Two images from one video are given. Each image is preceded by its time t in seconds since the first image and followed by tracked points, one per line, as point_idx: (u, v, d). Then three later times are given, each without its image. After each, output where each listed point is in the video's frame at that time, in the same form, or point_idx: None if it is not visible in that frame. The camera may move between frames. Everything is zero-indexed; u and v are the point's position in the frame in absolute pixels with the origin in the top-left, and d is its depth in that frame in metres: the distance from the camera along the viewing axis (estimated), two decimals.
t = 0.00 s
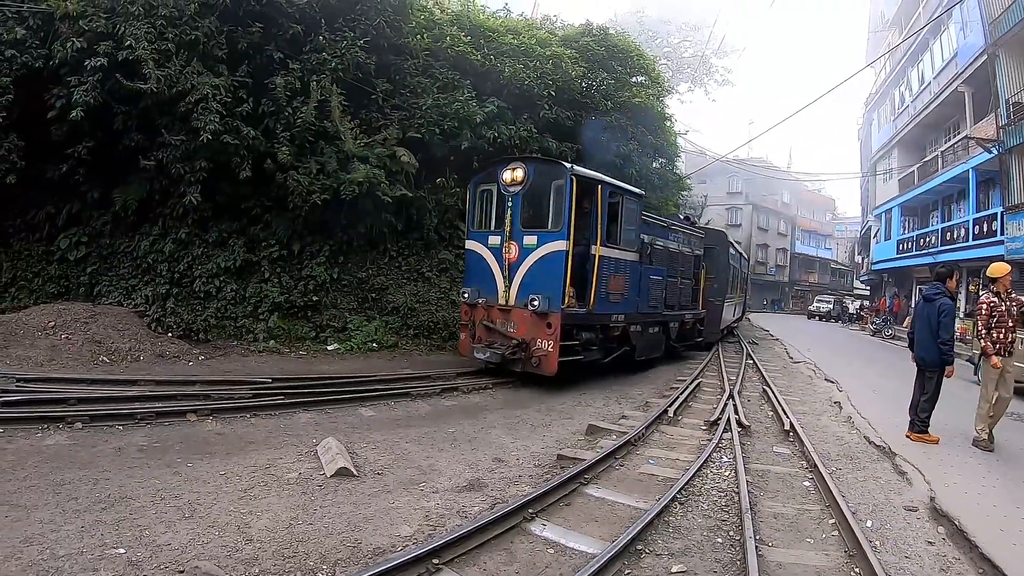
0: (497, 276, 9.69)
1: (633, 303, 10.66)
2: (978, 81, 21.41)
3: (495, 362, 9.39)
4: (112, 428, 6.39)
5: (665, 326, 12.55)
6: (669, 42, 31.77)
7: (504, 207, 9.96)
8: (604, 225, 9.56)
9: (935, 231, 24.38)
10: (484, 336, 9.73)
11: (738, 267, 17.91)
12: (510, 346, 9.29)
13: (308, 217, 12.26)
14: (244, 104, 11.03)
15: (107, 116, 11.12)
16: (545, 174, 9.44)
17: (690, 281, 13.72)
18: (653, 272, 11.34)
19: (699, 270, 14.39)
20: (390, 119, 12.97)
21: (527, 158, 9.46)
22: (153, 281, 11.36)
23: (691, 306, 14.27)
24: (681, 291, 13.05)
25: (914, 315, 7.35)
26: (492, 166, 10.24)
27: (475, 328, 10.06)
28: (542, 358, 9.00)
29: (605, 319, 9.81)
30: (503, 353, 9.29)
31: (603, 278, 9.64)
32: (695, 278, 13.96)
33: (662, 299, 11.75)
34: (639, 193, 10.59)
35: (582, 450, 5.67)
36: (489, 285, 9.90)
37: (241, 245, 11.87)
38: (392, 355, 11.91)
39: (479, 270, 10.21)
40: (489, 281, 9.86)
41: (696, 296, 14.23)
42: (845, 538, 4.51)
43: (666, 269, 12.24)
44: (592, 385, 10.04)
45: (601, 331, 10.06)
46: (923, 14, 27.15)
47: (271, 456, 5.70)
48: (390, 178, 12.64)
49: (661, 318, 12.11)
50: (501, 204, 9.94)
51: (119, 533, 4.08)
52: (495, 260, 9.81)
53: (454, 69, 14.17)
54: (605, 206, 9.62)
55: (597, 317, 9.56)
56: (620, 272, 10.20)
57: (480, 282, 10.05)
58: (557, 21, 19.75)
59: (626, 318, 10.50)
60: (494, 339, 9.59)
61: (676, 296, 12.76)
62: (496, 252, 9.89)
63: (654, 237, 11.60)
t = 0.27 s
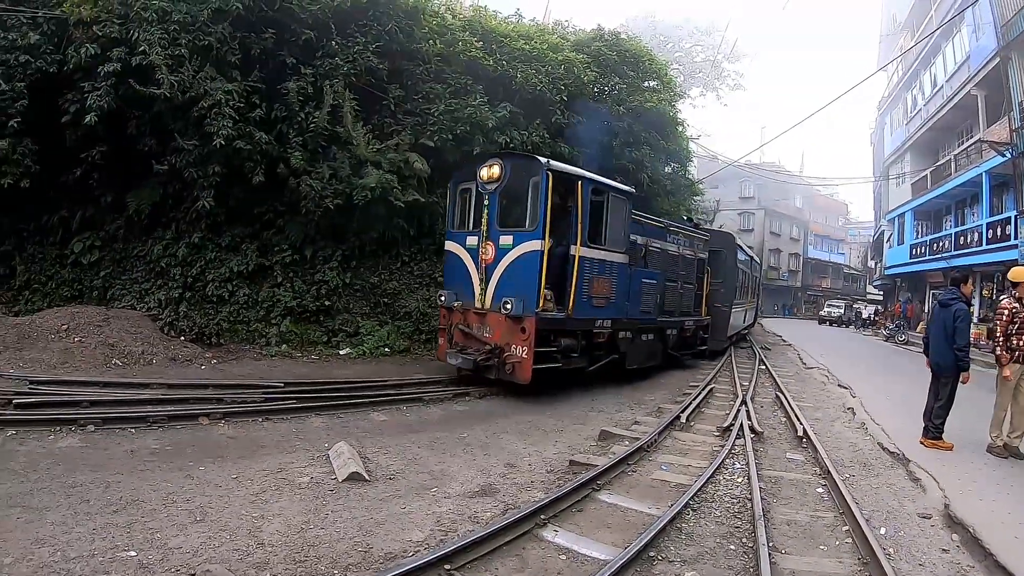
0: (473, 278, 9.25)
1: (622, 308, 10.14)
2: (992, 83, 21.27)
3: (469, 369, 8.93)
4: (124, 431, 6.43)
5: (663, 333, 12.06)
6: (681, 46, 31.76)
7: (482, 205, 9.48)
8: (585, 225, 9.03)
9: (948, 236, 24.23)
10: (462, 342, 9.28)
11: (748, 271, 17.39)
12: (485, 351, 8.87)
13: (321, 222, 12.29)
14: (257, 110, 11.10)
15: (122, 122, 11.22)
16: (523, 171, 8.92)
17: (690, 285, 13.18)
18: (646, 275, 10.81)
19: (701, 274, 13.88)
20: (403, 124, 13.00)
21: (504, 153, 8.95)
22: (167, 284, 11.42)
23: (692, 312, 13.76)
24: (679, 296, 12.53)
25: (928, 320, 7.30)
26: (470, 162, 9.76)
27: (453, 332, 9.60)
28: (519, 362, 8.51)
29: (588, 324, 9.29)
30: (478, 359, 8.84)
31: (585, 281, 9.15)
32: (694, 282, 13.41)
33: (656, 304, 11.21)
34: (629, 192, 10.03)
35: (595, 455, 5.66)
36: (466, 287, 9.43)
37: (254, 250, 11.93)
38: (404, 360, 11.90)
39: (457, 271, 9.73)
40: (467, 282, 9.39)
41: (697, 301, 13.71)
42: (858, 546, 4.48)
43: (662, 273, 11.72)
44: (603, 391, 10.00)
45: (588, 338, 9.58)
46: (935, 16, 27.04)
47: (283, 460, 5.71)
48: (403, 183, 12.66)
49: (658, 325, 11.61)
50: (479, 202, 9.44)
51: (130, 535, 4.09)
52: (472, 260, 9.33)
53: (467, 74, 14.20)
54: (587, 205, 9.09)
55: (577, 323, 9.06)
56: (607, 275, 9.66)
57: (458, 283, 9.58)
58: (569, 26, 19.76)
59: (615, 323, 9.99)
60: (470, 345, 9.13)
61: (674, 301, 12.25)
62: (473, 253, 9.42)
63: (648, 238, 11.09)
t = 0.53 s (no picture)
0: (455, 280, 8.87)
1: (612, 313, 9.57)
2: (1005, 86, 21.13)
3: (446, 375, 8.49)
4: (137, 434, 6.46)
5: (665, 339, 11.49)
6: (693, 51, 31.75)
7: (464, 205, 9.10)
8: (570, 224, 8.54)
9: (962, 240, 24.06)
10: (441, 347, 8.84)
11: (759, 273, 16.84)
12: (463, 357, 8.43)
13: (334, 227, 12.31)
14: (270, 115, 11.19)
15: (135, 126, 11.30)
16: (504, 167, 8.52)
17: (691, 290, 12.59)
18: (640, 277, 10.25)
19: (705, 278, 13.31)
20: (416, 129, 13.00)
21: (485, 149, 8.57)
22: (179, 288, 11.46)
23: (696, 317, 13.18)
24: (680, 302, 11.94)
25: (944, 325, 7.26)
26: (454, 161, 9.40)
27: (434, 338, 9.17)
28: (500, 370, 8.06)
29: (572, 330, 8.75)
30: (457, 367, 8.41)
31: (570, 284, 8.64)
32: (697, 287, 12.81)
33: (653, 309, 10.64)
34: (620, 190, 9.52)
35: (608, 462, 5.63)
36: (447, 290, 9.04)
37: (267, 254, 11.96)
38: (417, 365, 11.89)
39: (439, 274, 9.36)
40: (448, 285, 9.00)
41: (701, 306, 13.14)
42: (874, 553, 4.44)
43: (660, 276, 11.15)
44: (616, 397, 9.94)
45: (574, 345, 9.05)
46: (948, 19, 26.89)
47: (296, 465, 5.71)
48: (417, 188, 12.66)
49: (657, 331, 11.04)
50: (461, 201, 9.07)
51: (142, 539, 4.10)
52: (453, 262, 8.95)
53: (479, 79, 14.21)
54: (573, 203, 8.60)
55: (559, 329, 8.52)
56: (595, 278, 9.11)
57: (439, 286, 9.20)
58: (581, 31, 19.76)
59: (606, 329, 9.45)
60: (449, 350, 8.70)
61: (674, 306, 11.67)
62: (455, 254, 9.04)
63: (642, 239, 10.57)
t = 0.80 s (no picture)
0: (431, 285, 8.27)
1: (604, 322, 8.81)
2: None
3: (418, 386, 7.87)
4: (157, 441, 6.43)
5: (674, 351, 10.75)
6: (713, 59, 31.66)
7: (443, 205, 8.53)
8: (552, 224, 7.85)
9: (985, 249, 23.76)
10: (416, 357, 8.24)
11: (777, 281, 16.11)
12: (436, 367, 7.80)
13: (356, 235, 12.29)
14: (292, 121, 11.18)
15: (158, 132, 11.34)
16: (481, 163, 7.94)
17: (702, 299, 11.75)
18: (637, 285, 9.48)
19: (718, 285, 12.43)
20: (439, 138, 12.93)
21: (462, 144, 8.01)
22: (201, 294, 11.46)
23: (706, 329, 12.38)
24: (688, 312, 11.15)
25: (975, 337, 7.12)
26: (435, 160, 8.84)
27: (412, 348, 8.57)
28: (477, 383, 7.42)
29: (556, 340, 8.00)
30: (430, 378, 7.80)
31: (552, 290, 7.91)
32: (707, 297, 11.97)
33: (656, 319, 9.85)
34: (611, 189, 8.82)
35: (634, 475, 5.54)
36: (424, 297, 8.45)
37: (288, 261, 11.95)
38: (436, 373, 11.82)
39: (418, 280, 8.78)
40: (425, 292, 8.42)
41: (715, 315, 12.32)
42: (907, 570, 4.33)
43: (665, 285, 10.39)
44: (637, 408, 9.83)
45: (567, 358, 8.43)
46: (969, 26, 26.65)
47: (318, 474, 5.65)
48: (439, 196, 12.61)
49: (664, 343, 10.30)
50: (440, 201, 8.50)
51: (163, 549, 4.05)
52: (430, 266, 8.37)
53: (501, 87, 14.19)
54: (557, 201, 7.91)
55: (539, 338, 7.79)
56: (582, 283, 8.37)
57: (417, 293, 8.61)
58: (603, 39, 19.72)
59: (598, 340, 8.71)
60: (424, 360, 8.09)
61: (681, 318, 10.88)
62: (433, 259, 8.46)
63: (643, 244, 9.82)
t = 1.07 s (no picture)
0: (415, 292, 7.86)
1: (600, 333, 8.27)
2: None
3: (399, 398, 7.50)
4: (184, 450, 6.41)
5: (682, 363, 10.14)
6: (740, 66, 31.43)
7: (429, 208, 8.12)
8: (541, 225, 7.37)
9: (1017, 258, 23.35)
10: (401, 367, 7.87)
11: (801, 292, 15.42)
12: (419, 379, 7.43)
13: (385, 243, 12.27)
14: (321, 129, 11.36)
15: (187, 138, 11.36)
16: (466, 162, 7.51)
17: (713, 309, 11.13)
18: (639, 293, 8.92)
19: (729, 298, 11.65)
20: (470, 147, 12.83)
21: (446, 141, 7.59)
22: (229, 301, 11.46)
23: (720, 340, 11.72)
24: (696, 322, 10.54)
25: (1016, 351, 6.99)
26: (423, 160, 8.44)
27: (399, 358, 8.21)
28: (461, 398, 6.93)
29: (544, 350, 7.51)
30: (411, 392, 7.34)
31: (539, 297, 7.43)
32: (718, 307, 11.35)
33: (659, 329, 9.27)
34: (607, 189, 8.31)
35: (669, 490, 5.46)
36: (409, 305, 8.04)
37: (317, 269, 11.93)
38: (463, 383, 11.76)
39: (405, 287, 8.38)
40: (410, 299, 8.01)
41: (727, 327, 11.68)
42: None
43: (670, 291, 9.82)
44: (666, 421, 9.69)
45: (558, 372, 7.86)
46: (1000, 32, 26.27)
47: (348, 486, 5.61)
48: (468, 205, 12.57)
49: (670, 355, 9.71)
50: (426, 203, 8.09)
51: (193, 562, 4.01)
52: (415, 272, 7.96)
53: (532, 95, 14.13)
54: (545, 200, 7.44)
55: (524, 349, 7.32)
56: (574, 290, 7.86)
57: (403, 300, 8.21)
58: (630, 46, 19.62)
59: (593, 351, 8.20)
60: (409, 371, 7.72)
61: (688, 328, 10.28)
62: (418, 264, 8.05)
63: (645, 248, 9.28)
